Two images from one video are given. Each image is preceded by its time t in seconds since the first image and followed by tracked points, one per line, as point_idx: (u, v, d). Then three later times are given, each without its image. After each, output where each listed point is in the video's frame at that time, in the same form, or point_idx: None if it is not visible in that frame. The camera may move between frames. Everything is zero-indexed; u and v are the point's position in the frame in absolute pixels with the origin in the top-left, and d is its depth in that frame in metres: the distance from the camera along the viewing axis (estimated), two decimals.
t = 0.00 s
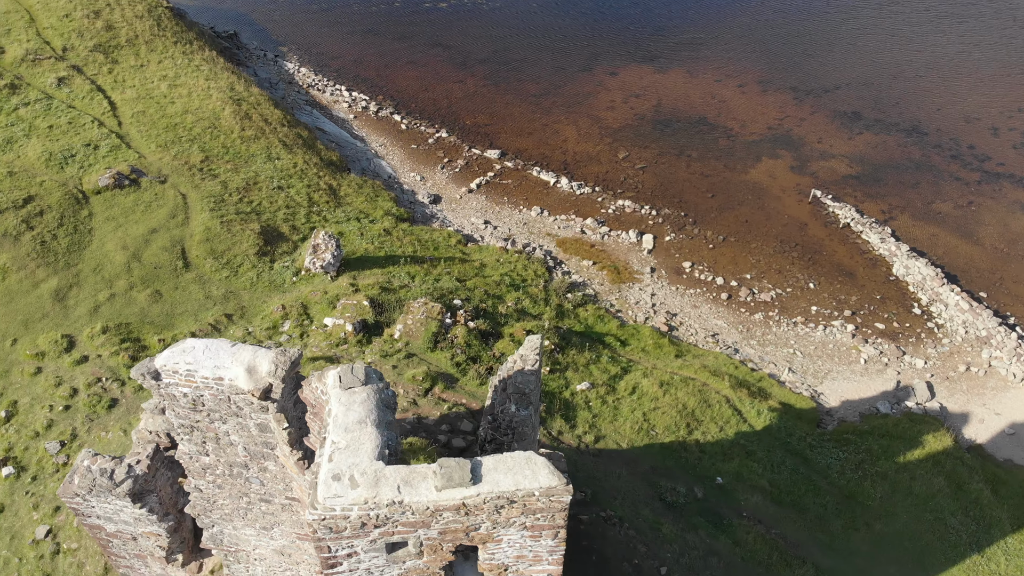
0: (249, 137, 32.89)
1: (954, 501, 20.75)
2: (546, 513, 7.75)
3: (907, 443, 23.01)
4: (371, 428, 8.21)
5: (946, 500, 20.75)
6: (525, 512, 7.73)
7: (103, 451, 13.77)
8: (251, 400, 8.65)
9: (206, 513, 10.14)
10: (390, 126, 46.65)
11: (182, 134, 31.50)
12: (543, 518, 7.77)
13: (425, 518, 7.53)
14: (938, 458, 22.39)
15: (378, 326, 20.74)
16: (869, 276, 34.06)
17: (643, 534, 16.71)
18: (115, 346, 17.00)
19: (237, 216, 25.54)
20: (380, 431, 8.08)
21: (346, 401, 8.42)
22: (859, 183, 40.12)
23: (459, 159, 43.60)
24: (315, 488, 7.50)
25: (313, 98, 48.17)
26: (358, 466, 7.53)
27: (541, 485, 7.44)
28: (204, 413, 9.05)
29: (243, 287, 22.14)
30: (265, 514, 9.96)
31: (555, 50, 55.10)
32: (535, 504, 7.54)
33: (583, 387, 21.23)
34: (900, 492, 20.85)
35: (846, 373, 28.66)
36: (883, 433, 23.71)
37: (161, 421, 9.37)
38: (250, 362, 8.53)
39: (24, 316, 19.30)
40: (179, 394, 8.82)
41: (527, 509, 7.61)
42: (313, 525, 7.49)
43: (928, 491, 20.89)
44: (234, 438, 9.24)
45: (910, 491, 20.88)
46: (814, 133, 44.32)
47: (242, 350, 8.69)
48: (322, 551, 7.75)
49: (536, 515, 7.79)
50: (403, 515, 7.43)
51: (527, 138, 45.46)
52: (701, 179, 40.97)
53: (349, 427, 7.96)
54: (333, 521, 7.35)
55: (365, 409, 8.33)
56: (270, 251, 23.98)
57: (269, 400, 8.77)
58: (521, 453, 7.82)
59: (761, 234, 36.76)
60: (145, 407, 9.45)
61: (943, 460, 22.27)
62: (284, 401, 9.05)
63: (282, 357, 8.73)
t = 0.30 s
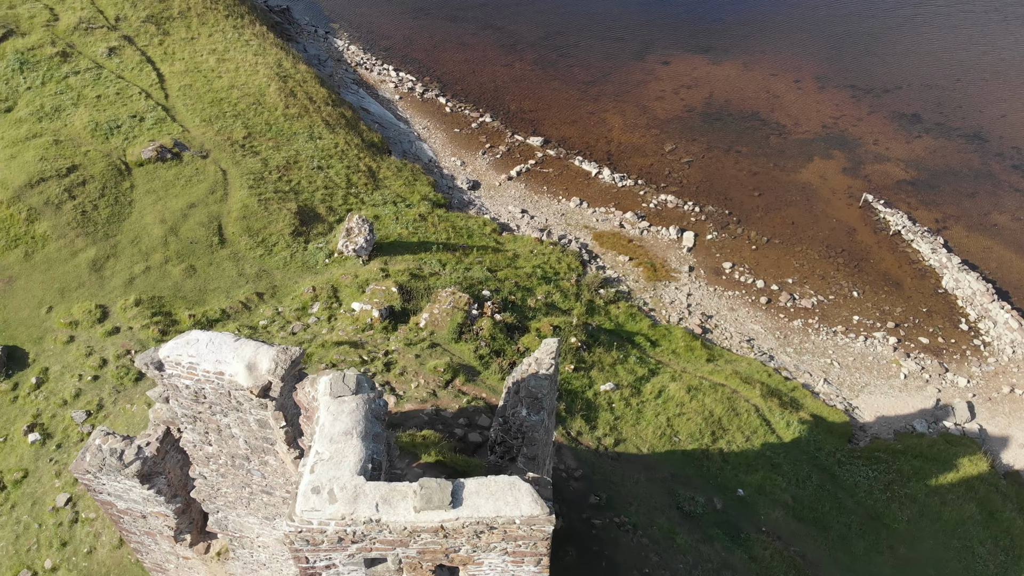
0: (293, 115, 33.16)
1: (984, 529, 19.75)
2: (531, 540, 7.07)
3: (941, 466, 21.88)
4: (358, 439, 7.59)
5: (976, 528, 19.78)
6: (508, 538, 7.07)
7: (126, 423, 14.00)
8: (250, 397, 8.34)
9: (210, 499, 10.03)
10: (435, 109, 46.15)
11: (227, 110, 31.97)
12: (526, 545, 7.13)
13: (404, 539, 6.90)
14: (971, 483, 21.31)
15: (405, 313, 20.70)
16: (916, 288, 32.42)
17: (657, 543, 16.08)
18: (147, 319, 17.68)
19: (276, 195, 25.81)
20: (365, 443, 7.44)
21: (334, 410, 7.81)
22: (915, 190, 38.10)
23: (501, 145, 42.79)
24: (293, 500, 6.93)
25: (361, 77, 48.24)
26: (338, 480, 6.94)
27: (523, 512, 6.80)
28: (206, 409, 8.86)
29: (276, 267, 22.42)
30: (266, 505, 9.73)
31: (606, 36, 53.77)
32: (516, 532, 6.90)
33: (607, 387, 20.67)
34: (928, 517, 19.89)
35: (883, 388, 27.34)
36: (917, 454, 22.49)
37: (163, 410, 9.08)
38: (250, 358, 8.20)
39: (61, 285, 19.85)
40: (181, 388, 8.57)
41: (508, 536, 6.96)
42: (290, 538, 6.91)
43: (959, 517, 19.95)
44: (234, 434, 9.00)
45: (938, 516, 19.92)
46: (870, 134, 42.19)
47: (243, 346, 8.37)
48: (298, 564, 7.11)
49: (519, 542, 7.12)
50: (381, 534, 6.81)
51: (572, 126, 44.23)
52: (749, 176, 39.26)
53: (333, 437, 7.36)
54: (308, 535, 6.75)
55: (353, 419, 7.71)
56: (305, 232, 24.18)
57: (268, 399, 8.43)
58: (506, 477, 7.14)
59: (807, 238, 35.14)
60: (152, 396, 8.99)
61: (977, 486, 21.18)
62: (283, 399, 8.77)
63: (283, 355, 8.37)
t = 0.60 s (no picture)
0: (343, 92, 33.33)
1: (1016, 564, 17.76)
2: (509, 567, 7.13)
3: (976, 494, 20.03)
4: (347, 448, 7.52)
5: (1007, 563, 17.86)
6: (486, 563, 7.12)
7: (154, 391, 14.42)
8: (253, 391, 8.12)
9: (220, 482, 9.98)
10: (487, 92, 44.72)
11: (279, 84, 32.35)
12: (504, 570, 7.17)
13: (382, 554, 6.95)
14: (1007, 515, 19.18)
15: (437, 301, 20.63)
16: (971, 306, 30.63)
17: (672, 554, 15.70)
18: (184, 291, 18.62)
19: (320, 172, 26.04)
20: (353, 453, 7.37)
21: (324, 416, 7.72)
22: (979, 203, 35.84)
23: (550, 131, 41.19)
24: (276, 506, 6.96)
25: (415, 54, 47.92)
26: (320, 491, 6.94)
27: (503, 540, 6.81)
28: (210, 395, 8.74)
29: (315, 245, 22.68)
30: (273, 493, 9.58)
31: (667, 21, 51.78)
32: (495, 558, 6.95)
33: (635, 390, 20.16)
34: (958, 547, 18.27)
35: (926, 409, 25.92)
36: (951, 481, 20.69)
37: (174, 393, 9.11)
38: (256, 352, 7.97)
39: (105, 251, 20.38)
40: (192, 376, 8.48)
41: (486, 561, 7.01)
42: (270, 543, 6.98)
43: (991, 550, 18.12)
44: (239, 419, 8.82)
45: (969, 547, 18.24)
46: (937, 140, 39.73)
47: (250, 339, 8.14)
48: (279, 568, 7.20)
49: (498, 567, 7.19)
50: (359, 548, 6.86)
51: (625, 116, 42.14)
52: (805, 177, 37.11)
53: (321, 445, 7.31)
54: (288, 543, 6.82)
55: (343, 426, 7.62)
56: (346, 211, 24.38)
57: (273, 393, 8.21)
58: (488, 501, 7.12)
59: (861, 245, 33.22)
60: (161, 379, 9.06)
61: (1015, 519, 18.99)
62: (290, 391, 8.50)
63: (289, 351, 8.10)
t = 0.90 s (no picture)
0: (397, 71, 33.35)
1: None
2: None
3: (1012, 531, 18.56)
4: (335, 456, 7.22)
5: None
6: None
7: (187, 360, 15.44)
8: (257, 382, 8.14)
9: (231, 463, 10.03)
10: (543, 76, 43.66)
11: (334, 60, 32.60)
12: None
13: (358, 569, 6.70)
14: None
15: (470, 290, 20.52)
16: None
17: (687, 567, 15.30)
18: (224, 264, 19.20)
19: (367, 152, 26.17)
20: (340, 461, 7.07)
21: (316, 420, 7.42)
22: None
23: (604, 120, 39.80)
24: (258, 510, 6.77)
25: (474, 35, 47.26)
26: (301, 499, 6.68)
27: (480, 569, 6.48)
28: (218, 380, 8.80)
29: (357, 226, 22.90)
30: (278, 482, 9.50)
31: (735, 11, 49.74)
32: None
33: (664, 396, 19.65)
34: None
35: (969, 436, 24.18)
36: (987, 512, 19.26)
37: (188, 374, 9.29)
38: (263, 345, 8.02)
39: (151, 219, 20.88)
40: (201, 362, 8.56)
41: None
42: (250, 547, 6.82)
43: None
44: (246, 405, 8.69)
45: None
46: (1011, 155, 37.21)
47: (259, 331, 8.19)
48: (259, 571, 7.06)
49: None
50: (335, 561, 6.62)
51: (683, 109, 40.28)
52: (865, 184, 35.18)
53: (308, 450, 7.03)
54: (266, 548, 6.65)
55: (333, 433, 7.32)
56: (390, 193, 24.47)
57: (277, 388, 8.20)
58: (471, 525, 6.80)
59: (918, 259, 31.39)
60: (175, 361, 9.27)
61: None
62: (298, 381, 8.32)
63: (296, 346, 8.13)
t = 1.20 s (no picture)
0: (446, 52, 33.15)
1: None
2: None
3: None
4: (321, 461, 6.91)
5: None
6: None
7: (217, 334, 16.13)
8: (259, 375, 8.12)
9: (240, 446, 10.14)
10: (597, 62, 41.63)
11: (384, 39, 32.59)
12: None
13: None
14: None
15: (500, 280, 20.37)
16: None
17: None
18: (259, 239, 19.55)
19: (409, 134, 26.12)
20: (323, 468, 6.74)
21: (303, 424, 7.08)
22: None
23: (655, 111, 37.77)
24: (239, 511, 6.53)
25: (528, 16, 45.56)
26: (280, 503, 6.39)
27: None
28: (225, 368, 8.87)
29: (394, 208, 22.97)
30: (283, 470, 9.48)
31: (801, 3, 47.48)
32: None
33: (689, 402, 19.21)
34: None
35: (1007, 464, 22.46)
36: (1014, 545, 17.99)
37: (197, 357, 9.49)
38: (267, 339, 8.03)
39: (192, 190, 21.29)
40: (209, 351, 8.66)
41: None
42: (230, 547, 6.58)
43: None
44: (250, 393, 8.57)
45: None
46: None
47: (264, 324, 8.22)
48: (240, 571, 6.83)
49: None
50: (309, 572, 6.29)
51: (738, 103, 38.00)
52: (922, 193, 33.26)
53: (292, 454, 6.73)
54: (243, 551, 6.39)
55: (319, 439, 6.98)
56: (429, 177, 24.42)
57: (278, 382, 8.17)
58: (450, 547, 6.37)
59: (971, 276, 29.56)
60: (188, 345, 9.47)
61: None
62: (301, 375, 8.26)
63: (299, 343, 8.13)
